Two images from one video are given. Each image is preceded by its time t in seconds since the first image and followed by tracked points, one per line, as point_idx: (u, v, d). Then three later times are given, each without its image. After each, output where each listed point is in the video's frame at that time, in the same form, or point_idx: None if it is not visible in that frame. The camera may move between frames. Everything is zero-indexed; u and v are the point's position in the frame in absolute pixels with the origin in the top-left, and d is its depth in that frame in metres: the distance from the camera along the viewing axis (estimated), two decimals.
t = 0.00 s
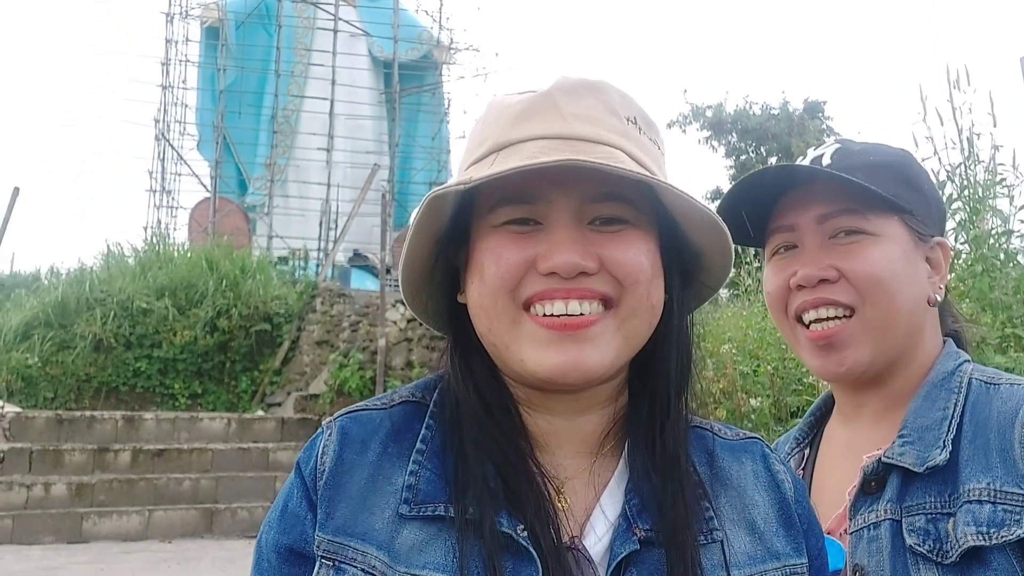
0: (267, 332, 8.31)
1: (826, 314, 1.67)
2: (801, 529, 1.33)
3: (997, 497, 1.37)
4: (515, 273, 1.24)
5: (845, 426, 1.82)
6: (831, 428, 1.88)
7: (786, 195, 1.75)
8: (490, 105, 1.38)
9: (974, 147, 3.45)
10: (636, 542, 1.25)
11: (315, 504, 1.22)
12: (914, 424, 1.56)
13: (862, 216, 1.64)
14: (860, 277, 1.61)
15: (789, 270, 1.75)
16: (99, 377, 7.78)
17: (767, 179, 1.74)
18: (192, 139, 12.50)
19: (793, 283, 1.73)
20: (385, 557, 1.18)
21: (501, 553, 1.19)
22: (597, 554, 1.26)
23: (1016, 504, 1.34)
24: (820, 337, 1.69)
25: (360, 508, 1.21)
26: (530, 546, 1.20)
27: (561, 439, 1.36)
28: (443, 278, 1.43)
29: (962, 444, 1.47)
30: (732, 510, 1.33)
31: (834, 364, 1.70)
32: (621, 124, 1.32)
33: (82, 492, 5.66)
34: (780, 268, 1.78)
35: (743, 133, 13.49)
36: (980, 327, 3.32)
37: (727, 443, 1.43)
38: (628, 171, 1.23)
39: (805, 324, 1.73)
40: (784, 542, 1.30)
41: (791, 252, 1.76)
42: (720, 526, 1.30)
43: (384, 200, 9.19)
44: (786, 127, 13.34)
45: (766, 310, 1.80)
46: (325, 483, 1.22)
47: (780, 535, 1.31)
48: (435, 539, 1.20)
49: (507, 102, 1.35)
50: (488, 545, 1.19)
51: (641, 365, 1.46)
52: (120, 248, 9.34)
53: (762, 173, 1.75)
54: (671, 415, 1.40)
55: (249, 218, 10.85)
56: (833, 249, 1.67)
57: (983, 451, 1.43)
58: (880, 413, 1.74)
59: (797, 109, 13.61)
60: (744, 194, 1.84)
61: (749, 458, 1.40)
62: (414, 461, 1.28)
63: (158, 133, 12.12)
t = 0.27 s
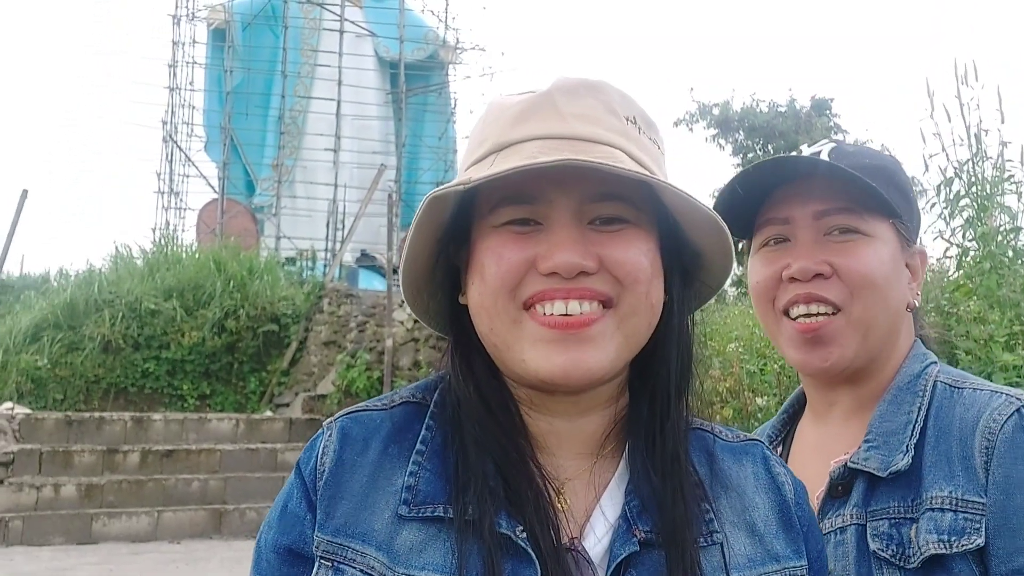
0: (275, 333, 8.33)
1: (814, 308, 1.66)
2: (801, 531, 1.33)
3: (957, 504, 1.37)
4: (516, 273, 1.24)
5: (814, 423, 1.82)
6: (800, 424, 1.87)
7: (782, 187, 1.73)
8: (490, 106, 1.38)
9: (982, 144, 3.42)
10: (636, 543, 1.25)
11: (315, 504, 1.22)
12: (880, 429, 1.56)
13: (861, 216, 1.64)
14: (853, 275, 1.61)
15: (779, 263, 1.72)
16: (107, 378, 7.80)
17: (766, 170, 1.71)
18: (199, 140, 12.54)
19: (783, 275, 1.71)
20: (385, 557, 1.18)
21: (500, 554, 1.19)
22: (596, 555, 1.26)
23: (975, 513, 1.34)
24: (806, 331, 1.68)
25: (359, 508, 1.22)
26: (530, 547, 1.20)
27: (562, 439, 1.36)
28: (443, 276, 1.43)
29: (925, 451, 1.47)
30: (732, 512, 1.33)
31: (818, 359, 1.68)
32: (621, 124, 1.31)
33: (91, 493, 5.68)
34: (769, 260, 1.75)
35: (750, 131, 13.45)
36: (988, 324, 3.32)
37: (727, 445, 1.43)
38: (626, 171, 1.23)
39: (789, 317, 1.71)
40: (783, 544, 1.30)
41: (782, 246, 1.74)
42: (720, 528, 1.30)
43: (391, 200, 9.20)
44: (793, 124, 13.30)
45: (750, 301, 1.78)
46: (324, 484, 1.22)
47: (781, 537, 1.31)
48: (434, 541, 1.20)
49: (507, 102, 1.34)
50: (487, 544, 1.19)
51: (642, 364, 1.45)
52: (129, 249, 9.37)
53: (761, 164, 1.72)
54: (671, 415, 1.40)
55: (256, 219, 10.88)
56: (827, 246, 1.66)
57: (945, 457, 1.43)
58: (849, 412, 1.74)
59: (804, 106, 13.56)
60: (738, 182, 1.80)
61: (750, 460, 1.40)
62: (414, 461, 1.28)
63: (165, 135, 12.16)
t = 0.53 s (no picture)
0: (283, 333, 8.36)
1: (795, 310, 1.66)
2: (804, 534, 1.32)
3: (962, 494, 1.37)
4: (516, 281, 1.24)
5: (803, 426, 1.81)
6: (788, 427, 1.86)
7: (756, 193, 1.74)
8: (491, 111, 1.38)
9: (989, 140, 3.39)
10: (638, 545, 1.24)
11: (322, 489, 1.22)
12: (877, 425, 1.55)
13: (836, 217, 1.65)
14: (832, 274, 1.62)
15: (759, 266, 1.73)
16: (116, 379, 7.84)
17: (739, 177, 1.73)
18: (206, 141, 12.58)
19: (764, 278, 1.71)
20: (389, 550, 1.18)
21: (501, 559, 1.19)
22: (596, 557, 1.26)
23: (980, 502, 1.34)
24: (790, 333, 1.67)
25: (367, 497, 1.22)
26: (530, 552, 1.20)
27: (564, 440, 1.35)
28: (446, 281, 1.43)
29: (924, 444, 1.47)
30: (735, 514, 1.32)
31: (803, 360, 1.68)
32: (622, 131, 1.31)
33: (100, 494, 5.71)
34: (749, 265, 1.75)
35: (757, 128, 13.41)
36: (996, 321, 3.25)
37: (730, 449, 1.43)
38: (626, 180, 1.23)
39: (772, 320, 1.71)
40: (786, 547, 1.29)
41: (760, 250, 1.74)
42: (722, 531, 1.30)
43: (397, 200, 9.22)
44: (800, 121, 13.24)
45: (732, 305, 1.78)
46: (331, 471, 1.22)
47: (783, 540, 1.30)
48: (434, 541, 1.19)
49: (507, 108, 1.34)
50: (489, 548, 1.18)
51: (645, 366, 1.45)
52: (137, 251, 9.41)
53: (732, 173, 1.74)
54: (673, 419, 1.40)
55: (263, 219, 10.91)
56: (805, 247, 1.67)
57: (945, 450, 1.43)
58: (837, 413, 1.73)
59: (811, 102, 13.51)
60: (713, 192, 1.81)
61: (753, 464, 1.40)
62: (420, 460, 1.27)
63: (173, 136, 12.21)
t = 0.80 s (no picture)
0: (290, 333, 8.38)
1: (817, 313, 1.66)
2: (819, 534, 1.32)
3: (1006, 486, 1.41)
4: (524, 271, 1.24)
5: (820, 429, 1.81)
6: (803, 431, 1.86)
7: (767, 196, 1.74)
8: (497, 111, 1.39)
9: (998, 139, 3.38)
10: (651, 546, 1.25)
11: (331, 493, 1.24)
12: (908, 421, 1.57)
13: (849, 217, 1.67)
14: (852, 275, 1.63)
15: (774, 269, 1.73)
16: (124, 379, 7.86)
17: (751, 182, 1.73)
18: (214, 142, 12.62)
19: (782, 281, 1.70)
20: (404, 553, 1.20)
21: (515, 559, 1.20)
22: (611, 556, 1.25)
23: None
24: (812, 335, 1.67)
25: (378, 502, 1.24)
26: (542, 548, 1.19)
27: (577, 441, 1.35)
28: (455, 280, 1.44)
29: (962, 438, 1.50)
30: (749, 513, 1.33)
31: (825, 363, 1.68)
32: (628, 123, 1.31)
33: (108, 493, 5.72)
34: (763, 268, 1.75)
35: (764, 127, 13.37)
36: (1005, 320, 3.23)
37: (743, 447, 1.43)
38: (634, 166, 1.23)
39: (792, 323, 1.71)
40: (799, 547, 1.30)
41: (775, 253, 1.74)
42: (736, 530, 1.30)
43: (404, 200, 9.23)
44: (807, 120, 13.20)
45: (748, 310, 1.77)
46: (342, 475, 1.24)
47: (797, 540, 1.31)
48: (446, 538, 1.20)
49: (513, 105, 1.35)
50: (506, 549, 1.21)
51: (655, 363, 1.44)
52: (144, 251, 9.43)
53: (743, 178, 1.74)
54: (684, 413, 1.39)
55: (271, 219, 10.94)
56: (821, 249, 1.67)
57: (982, 444, 1.48)
58: (857, 414, 1.73)
59: (818, 102, 13.47)
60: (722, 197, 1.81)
61: (767, 462, 1.40)
62: (433, 463, 1.30)
63: (180, 137, 12.24)
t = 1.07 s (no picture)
0: (295, 332, 8.40)
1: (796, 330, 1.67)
2: (808, 551, 1.30)
3: (986, 492, 1.42)
4: (508, 289, 1.23)
5: (792, 444, 1.80)
6: (774, 445, 1.85)
7: (746, 216, 1.75)
8: (481, 122, 1.38)
9: (1002, 137, 3.36)
10: (637, 562, 1.25)
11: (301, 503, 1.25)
12: (888, 431, 1.58)
13: (827, 238, 1.69)
14: (830, 294, 1.65)
15: (753, 287, 1.74)
16: (130, 378, 7.87)
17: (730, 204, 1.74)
18: (219, 140, 12.64)
19: (760, 299, 1.72)
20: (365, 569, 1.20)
21: None
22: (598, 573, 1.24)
23: (1003, 499, 1.41)
24: (790, 352, 1.68)
25: (346, 516, 1.24)
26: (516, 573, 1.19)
27: (564, 456, 1.34)
28: (442, 293, 1.44)
29: (939, 446, 1.52)
30: (736, 530, 1.31)
31: (803, 379, 1.68)
32: (612, 134, 1.30)
33: (114, 494, 5.74)
34: (742, 287, 1.76)
35: (770, 124, 13.31)
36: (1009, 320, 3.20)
37: (734, 462, 1.42)
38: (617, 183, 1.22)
39: (770, 340, 1.72)
40: (787, 564, 1.28)
41: (753, 272, 1.76)
42: (723, 548, 1.29)
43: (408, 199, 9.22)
44: (814, 117, 13.13)
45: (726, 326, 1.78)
46: (312, 485, 1.25)
47: (786, 558, 1.28)
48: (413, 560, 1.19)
49: (497, 118, 1.34)
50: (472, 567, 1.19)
51: (645, 377, 1.44)
52: (150, 250, 9.44)
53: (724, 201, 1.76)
54: (674, 428, 1.38)
55: (276, 218, 10.95)
56: (800, 268, 1.69)
57: (959, 451, 1.50)
58: (830, 430, 1.73)
59: (824, 98, 13.40)
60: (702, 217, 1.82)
61: (757, 477, 1.38)
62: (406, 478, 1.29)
63: (186, 136, 12.26)
